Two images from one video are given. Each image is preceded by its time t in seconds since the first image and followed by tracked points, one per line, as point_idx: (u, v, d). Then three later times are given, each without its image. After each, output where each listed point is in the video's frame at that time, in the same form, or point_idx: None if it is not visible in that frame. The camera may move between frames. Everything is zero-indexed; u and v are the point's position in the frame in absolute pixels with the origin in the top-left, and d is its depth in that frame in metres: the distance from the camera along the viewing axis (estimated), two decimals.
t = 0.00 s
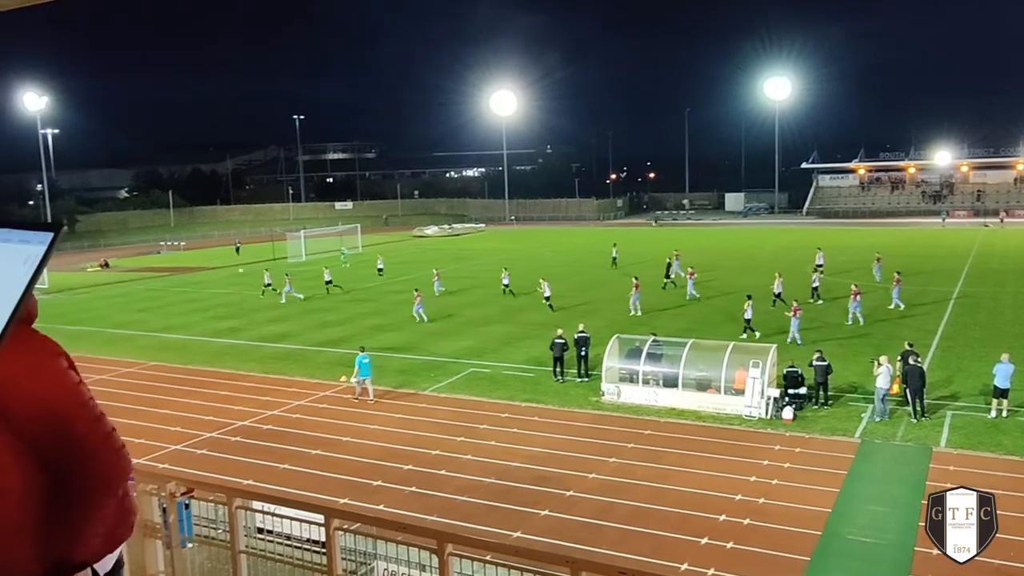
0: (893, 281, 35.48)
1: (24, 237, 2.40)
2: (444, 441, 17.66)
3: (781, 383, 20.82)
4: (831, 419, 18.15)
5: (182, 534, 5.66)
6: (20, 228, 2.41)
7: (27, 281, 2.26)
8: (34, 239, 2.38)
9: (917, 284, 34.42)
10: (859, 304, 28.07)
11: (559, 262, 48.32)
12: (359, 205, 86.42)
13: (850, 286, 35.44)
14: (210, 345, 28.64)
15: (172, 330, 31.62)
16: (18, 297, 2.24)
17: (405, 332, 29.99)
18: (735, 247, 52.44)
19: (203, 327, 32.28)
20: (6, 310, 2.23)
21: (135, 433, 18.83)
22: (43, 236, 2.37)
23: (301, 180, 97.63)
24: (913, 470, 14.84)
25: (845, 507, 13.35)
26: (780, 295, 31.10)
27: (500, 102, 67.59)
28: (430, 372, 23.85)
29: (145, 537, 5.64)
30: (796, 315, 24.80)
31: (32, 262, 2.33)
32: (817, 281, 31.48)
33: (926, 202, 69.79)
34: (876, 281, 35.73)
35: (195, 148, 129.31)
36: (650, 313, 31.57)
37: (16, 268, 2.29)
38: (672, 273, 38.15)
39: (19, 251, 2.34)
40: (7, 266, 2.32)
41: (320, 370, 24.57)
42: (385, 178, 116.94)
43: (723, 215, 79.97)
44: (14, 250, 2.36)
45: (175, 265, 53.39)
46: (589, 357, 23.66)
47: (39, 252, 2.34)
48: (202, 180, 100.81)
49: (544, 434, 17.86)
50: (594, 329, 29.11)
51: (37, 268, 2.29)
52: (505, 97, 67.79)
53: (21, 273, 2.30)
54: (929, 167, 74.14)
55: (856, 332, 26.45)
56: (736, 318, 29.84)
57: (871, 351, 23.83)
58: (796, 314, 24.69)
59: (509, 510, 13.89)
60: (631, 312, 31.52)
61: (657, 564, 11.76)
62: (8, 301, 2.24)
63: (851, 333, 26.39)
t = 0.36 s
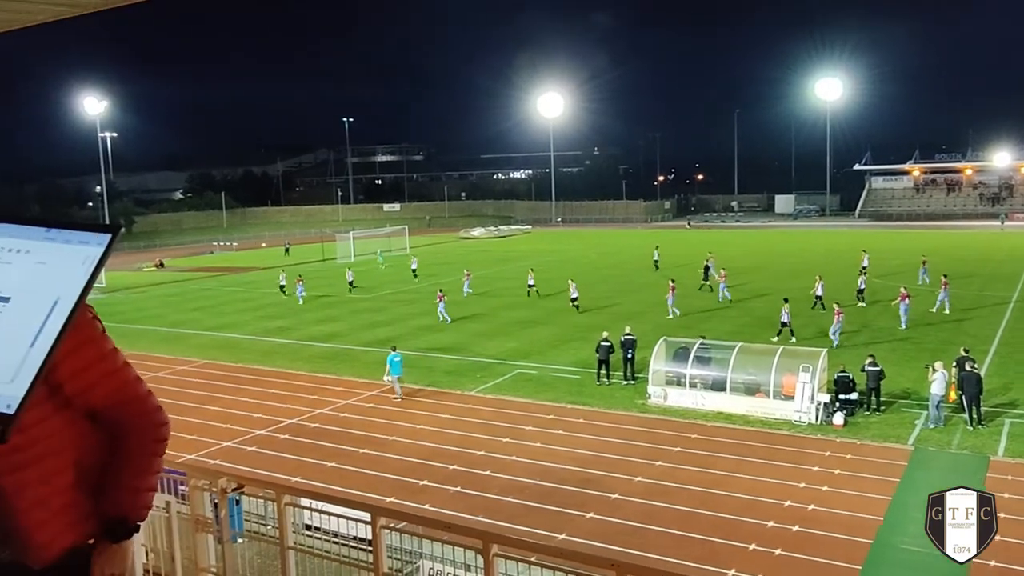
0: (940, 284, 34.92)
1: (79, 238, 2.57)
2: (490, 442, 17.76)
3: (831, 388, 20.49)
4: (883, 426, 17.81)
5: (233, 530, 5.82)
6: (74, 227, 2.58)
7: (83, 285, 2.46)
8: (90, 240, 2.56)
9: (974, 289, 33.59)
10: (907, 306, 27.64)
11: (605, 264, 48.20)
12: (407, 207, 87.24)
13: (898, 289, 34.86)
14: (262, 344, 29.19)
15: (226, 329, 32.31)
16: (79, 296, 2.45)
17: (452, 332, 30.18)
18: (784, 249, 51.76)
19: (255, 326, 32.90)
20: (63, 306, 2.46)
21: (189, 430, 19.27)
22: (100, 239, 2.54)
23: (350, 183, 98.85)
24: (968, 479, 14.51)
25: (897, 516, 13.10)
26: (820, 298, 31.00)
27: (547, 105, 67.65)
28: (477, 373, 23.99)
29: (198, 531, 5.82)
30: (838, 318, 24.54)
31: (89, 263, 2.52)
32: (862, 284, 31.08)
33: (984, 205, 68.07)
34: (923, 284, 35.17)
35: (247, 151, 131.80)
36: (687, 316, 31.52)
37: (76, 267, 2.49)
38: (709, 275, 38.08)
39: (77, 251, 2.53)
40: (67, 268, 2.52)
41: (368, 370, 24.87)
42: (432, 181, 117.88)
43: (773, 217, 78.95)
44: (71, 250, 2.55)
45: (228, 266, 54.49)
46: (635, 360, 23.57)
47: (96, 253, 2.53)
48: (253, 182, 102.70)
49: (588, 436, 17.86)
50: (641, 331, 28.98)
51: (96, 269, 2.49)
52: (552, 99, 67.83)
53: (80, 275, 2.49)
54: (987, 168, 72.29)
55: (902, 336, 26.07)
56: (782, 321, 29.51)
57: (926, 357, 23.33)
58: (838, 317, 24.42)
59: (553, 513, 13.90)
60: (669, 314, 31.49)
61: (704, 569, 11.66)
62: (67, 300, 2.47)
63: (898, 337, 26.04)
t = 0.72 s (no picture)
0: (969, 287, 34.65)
1: (121, 243, 2.51)
2: (520, 444, 17.75)
3: (866, 392, 20.20)
4: (919, 430, 17.55)
5: (264, 528, 5.89)
6: (115, 232, 2.52)
7: (128, 291, 2.40)
8: (133, 246, 2.50)
9: (1013, 292, 33.01)
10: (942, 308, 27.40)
11: (636, 266, 48.03)
12: (438, 208, 87.70)
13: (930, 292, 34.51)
14: (294, 345, 29.46)
15: (259, 330, 32.66)
16: (122, 300, 2.38)
17: (482, 334, 30.22)
18: (819, 251, 51.17)
19: (288, 326, 33.20)
20: (107, 311, 2.38)
21: (223, 429, 19.49)
22: (143, 245, 2.49)
23: (382, 184, 99.44)
24: (1006, 486, 14.23)
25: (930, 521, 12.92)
26: (843, 298, 30.97)
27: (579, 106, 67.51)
28: (507, 375, 23.99)
29: (231, 529, 5.91)
30: (868, 321, 24.28)
31: (132, 269, 2.47)
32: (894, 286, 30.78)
33: None
34: (955, 286, 34.76)
35: (280, 153, 133.20)
36: (710, 318, 31.46)
37: (120, 273, 2.43)
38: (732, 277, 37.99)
39: (121, 256, 2.48)
40: (112, 273, 2.46)
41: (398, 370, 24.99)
42: (463, 182, 118.31)
43: (806, 219, 78.26)
44: (114, 255, 2.49)
45: (262, 266, 55.07)
46: (666, 362, 23.45)
47: (139, 259, 2.49)
48: (286, 184, 103.74)
49: (618, 439, 17.80)
50: (672, 333, 28.78)
51: (140, 274, 2.44)
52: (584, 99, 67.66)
53: (124, 282, 2.43)
54: None
55: (936, 339, 25.78)
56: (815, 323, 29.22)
57: (964, 360, 22.96)
58: (867, 320, 24.21)
59: (584, 515, 13.87)
60: (690, 317, 31.43)
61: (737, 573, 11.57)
62: (111, 305, 2.39)
63: (930, 339, 25.77)
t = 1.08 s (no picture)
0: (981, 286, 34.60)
1: (154, 240, 2.37)
2: (533, 445, 17.72)
3: (882, 393, 20.03)
4: (936, 433, 17.40)
5: (279, 526, 5.96)
6: (145, 225, 2.37)
7: (160, 288, 2.28)
8: (162, 240, 2.38)
9: None
10: (957, 308, 27.31)
11: (650, 267, 47.94)
12: (452, 209, 87.95)
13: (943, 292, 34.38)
14: (308, 345, 29.55)
15: (274, 330, 32.80)
16: (156, 298, 2.27)
17: (496, 334, 30.22)
18: (834, 251, 50.87)
19: (302, 327, 33.31)
20: (139, 310, 2.26)
21: (238, 429, 19.55)
22: (176, 240, 2.36)
23: (396, 185, 99.88)
24: None
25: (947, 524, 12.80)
26: (849, 300, 31.04)
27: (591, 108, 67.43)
28: (521, 375, 23.94)
29: (246, 529, 5.92)
30: (882, 321, 24.12)
31: (164, 265, 2.35)
32: (904, 286, 30.72)
33: None
34: (966, 285, 34.66)
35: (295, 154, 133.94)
36: (714, 318, 31.47)
37: (151, 268, 2.31)
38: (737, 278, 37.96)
39: (151, 252, 2.35)
40: (143, 270, 2.32)
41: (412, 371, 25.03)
42: (477, 183, 118.59)
43: (821, 219, 78.01)
44: (145, 251, 2.34)
45: (277, 267, 55.31)
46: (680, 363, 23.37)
47: (170, 256, 2.36)
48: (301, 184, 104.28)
49: (632, 440, 17.70)
50: (687, 334, 28.65)
51: (172, 271, 2.32)
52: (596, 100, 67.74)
53: (155, 277, 2.31)
54: None
55: (952, 339, 25.62)
56: (829, 324, 29.09)
57: (982, 362, 22.76)
58: (880, 320, 24.07)
59: (597, 515, 13.85)
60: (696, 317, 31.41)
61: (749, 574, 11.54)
62: (143, 303, 2.27)
63: (940, 339, 25.72)
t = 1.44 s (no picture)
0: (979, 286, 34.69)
1: (167, 245, 2.63)
2: (534, 445, 17.70)
3: (883, 393, 20.00)
4: (938, 433, 17.37)
5: (280, 528, 5.93)
6: (159, 234, 2.63)
7: (174, 293, 2.53)
8: (175, 248, 2.62)
9: None
10: (956, 308, 27.37)
11: (650, 267, 47.95)
12: (453, 210, 88.02)
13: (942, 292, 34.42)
14: (309, 345, 29.57)
15: (274, 330, 32.80)
16: (169, 300, 2.52)
17: (496, 334, 30.22)
18: (835, 251, 50.87)
19: (302, 327, 33.31)
20: (152, 312, 2.51)
21: (237, 429, 19.57)
22: (186, 247, 2.61)
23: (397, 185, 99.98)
24: None
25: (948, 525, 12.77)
26: (840, 299, 31.14)
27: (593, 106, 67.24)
28: (521, 375, 23.94)
29: (245, 529, 5.88)
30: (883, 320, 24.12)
31: (176, 270, 2.61)
32: (901, 286, 30.77)
33: None
34: (961, 284, 34.80)
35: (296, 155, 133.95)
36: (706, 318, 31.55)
37: (166, 273, 2.56)
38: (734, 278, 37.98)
39: (164, 257, 2.60)
40: (157, 275, 2.58)
41: (412, 371, 25.03)
42: (478, 183, 118.66)
43: (822, 219, 78.12)
44: (157, 257, 2.60)
45: (277, 267, 55.32)
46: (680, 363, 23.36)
47: (183, 262, 2.61)
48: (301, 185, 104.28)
49: (632, 440, 17.71)
50: (687, 334, 28.65)
51: (186, 276, 2.57)
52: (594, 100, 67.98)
53: (168, 284, 2.56)
54: None
55: (953, 339, 25.63)
56: (828, 324, 29.10)
57: (983, 361, 22.75)
58: (881, 319, 24.06)
59: (597, 516, 13.83)
60: (689, 317, 31.51)
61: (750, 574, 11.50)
62: (157, 306, 2.52)
63: (938, 339, 25.76)
